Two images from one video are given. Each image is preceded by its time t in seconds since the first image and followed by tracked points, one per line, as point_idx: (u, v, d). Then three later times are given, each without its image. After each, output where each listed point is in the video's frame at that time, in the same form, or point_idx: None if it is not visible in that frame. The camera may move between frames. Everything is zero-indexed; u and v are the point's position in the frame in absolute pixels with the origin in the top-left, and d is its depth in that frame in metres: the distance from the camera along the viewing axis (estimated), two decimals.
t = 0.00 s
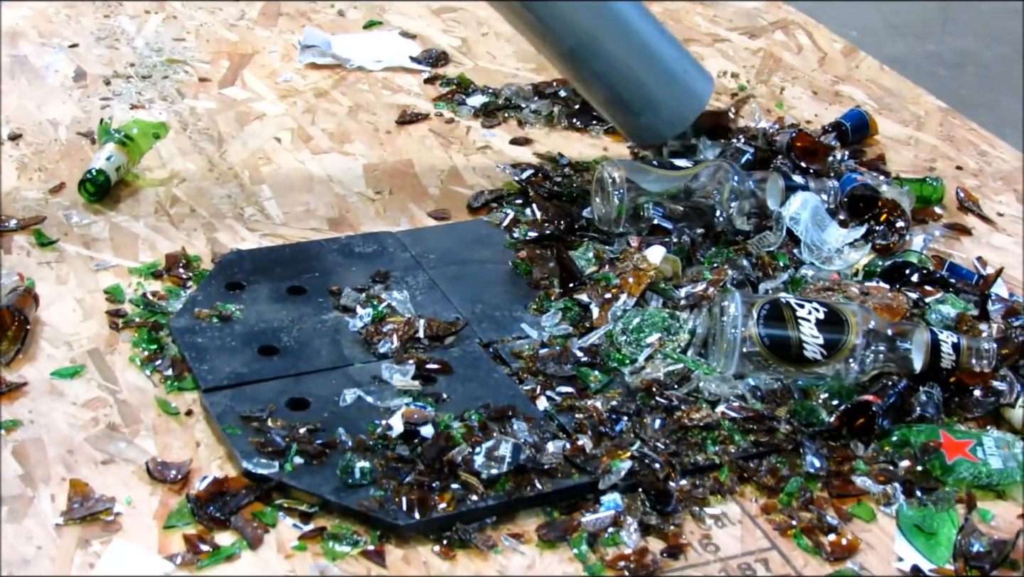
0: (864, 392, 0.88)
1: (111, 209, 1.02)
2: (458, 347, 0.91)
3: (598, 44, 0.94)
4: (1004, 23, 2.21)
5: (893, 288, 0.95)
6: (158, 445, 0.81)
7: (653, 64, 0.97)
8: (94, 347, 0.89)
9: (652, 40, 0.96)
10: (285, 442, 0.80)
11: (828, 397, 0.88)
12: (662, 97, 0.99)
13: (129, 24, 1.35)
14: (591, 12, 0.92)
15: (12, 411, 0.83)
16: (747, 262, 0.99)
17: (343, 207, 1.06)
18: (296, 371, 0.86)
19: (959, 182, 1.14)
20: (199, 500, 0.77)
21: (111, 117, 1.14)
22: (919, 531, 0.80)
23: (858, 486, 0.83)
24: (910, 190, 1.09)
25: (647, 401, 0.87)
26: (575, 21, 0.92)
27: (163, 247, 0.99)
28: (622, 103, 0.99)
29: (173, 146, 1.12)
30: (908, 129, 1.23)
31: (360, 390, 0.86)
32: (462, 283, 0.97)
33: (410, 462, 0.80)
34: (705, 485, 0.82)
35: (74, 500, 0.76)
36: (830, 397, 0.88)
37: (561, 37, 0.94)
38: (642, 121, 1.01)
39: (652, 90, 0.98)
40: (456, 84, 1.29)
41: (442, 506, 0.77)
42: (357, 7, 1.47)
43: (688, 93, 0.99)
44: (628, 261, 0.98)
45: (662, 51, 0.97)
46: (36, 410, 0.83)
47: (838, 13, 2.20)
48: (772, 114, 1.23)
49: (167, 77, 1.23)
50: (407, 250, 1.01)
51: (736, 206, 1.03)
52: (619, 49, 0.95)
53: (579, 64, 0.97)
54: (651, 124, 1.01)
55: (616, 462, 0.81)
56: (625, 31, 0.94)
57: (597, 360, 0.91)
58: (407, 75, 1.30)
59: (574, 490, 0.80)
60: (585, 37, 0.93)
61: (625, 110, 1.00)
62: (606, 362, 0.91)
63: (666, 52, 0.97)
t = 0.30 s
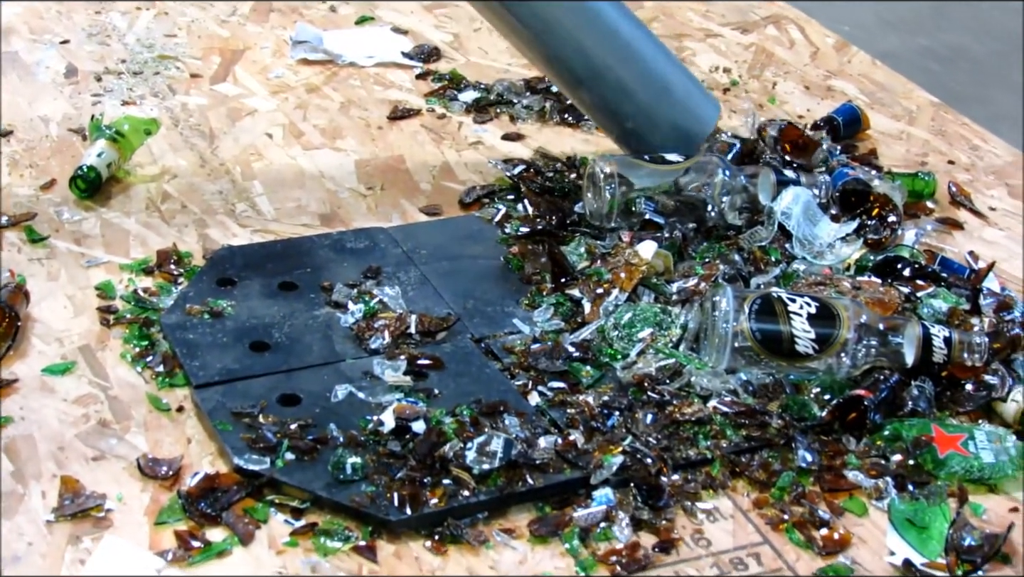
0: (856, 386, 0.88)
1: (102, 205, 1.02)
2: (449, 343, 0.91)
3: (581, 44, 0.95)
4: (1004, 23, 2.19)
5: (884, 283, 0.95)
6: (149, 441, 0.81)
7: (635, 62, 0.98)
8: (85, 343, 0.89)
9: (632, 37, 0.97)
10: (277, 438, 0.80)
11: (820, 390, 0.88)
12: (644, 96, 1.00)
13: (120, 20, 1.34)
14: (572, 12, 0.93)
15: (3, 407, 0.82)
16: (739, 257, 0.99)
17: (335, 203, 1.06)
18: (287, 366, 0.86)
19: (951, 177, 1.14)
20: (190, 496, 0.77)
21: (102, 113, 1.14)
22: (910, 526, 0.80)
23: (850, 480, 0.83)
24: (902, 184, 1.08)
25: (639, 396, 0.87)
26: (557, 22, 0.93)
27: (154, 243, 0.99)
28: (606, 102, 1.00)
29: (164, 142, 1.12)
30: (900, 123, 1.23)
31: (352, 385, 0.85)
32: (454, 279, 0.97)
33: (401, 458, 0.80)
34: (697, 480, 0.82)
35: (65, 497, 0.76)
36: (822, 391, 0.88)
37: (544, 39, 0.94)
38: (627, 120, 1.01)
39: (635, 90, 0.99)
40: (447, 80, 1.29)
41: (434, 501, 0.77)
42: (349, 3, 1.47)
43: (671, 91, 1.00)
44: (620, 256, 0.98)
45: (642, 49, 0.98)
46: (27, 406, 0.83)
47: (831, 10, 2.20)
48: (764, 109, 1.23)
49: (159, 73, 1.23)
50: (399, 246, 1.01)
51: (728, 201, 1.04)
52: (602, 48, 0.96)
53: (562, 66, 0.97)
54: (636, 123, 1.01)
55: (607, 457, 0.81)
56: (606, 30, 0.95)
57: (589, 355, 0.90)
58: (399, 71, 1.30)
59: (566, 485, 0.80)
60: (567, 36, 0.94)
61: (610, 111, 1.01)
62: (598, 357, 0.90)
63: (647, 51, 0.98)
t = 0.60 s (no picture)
0: (847, 383, 0.87)
1: (89, 205, 1.02)
2: (438, 342, 0.90)
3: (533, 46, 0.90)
4: (997, 24, 2.17)
5: (874, 279, 0.95)
6: (137, 443, 0.81)
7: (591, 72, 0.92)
8: (72, 345, 0.88)
9: (592, 45, 0.91)
10: (265, 440, 0.79)
11: (810, 388, 0.87)
12: (599, 107, 0.94)
13: (108, 19, 1.34)
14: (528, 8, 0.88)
15: None
16: (728, 255, 0.98)
17: (323, 202, 1.06)
18: (275, 367, 0.86)
19: (941, 173, 1.13)
20: (178, 498, 0.76)
21: (89, 113, 1.14)
22: (902, 523, 0.80)
23: (840, 479, 0.83)
24: (891, 181, 1.08)
25: (628, 395, 0.87)
26: (510, 17, 0.88)
27: (141, 243, 0.98)
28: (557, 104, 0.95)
29: (152, 141, 1.11)
30: (890, 120, 1.22)
31: (341, 386, 0.85)
32: (443, 278, 0.97)
33: (390, 459, 0.79)
34: (687, 479, 0.82)
35: (52, 500, 0.75)
36: (812, 389, 0.87)
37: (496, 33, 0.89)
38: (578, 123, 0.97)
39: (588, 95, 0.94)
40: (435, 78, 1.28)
41: (422, 503, 0.76)
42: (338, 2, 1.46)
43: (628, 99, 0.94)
44: (609, 254, 0.98)
45: (603, 57, 0.92)
46: (14, 408, 0.82)
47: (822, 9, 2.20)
48: (754, 106, 1.22)
49: (147, 72, 1.23)
50: (388, 245, 1.00)
51: (717, 198, 1.05)
52: (557, 51, 0.90)
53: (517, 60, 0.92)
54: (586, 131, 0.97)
55: (597, 457, 0.81)
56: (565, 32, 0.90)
57: (579, 353, 0.90)
58: (388, 69, 1.30)
59: (556, 485, 0.79)
60: (520, 36, 0.89)
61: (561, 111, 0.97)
62: (588, 356, 0.90)
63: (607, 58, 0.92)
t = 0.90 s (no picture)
0: (835, 389, 0.87)
1: (80, 218, 1.02)
2: (428, 352, 0.90)
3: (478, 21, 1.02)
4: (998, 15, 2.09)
5: (862, 285, 0.96)
6: (127, 455, 0.81)
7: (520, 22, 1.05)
8: (63, 357, 0.89)
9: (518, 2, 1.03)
10: (255, 450, 0.80)
11: (799, 395, 0.87)
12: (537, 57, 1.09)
13: (98, 32, 1.34)
14: None
15: None
16: (716, 261, 0.99)
17: (312, 212, 1.06)
18: (265, 378, 0.86)
19: (927, 179, 1.14)
20: (169, 509, 0.76)
21: (78, 126, 1.14)
22: (890, 528, 0.80)
23: (829, 484, 0.83)
24: (879, 187, 1.08)
25: (617, 402, 0.87)
26: None
27: (132, 255, 0.99)
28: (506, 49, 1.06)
29: (142, 153, 1.12)
30: (877, 126, 1.23)
31: (330, 396, 0.85)
32: (433, 287, 0.97)
33: (379, 468, 0.80)
34: (677, 485, 0.82)
35: (44, 511, 0.76)
36: (801, 395, 0.87)
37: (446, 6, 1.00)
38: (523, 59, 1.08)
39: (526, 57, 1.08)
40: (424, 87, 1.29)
41: (412, 511, 0.77)
42: (326, 12, 1.47)
43: (559, 68, 1.12)
44: (597, 263, 0.98)
45: (523, 12, 1.04)
46: (4, 419, 0.83)
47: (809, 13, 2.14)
48: (741, 114, 1.24)
49: (137, 85, 1.23)
50: (377, 255, 1.01)
51: (705, 205, 1.05)
52: (491, 15, 1.02)
53: (465, 41, 1.05)
54: (535, 50, 1.08)
55: (586, 464, 0.81)
56: None
57: (567, 361, 0.90)
58: (377, 80, 1.31)
59: (546, 492, 0.79)
60: (462, 7, 1.00)
61: (515, 53, 1.07)
62: (576, 364, 0.90)
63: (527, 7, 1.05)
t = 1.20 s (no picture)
0: (780, 374, 1.03)
1: (135, 230, 1.18)
2: (434, 343, 1.06)
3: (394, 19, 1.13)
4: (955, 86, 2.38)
5: (805, 285, 1.11)
6: (178, 433, 0.96)
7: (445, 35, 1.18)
8: (122, 349, 1.04)
9: (454, 32, 1.19)
10: (287, 427, 0.95)
11: (749, 378, 1.03)
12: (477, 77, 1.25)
13: (150, 70, 1.51)
14: None
15: (53, 405, 0.98)
16: (680, 265, 1.15)
17: (334, 224, 1.22)
18: (293, 366, 1.01)
19: (859, 194, 1.32)
20: (215, 478, 0.91)
21: (134, 151, 1.31)
22: (827, 491, 0.94)
23: (775, 455, 0.97)
24: (818, 202, 1.26)
25: (596, 385, 1.02)
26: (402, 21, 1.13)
27: (180, 261, 1.14)
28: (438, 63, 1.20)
29: (188, 174, 1.28)
30: (816, 149, 1.42)
31: (351, 381, 1.01)
32: (438, 289, 1.13)
33: (393, 442, 0.94)
34: (646, 456, 0.96)
35: (107, 480, 0.91)
36: (751, 378, 1.03)
37: None
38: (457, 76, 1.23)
39: (467, 79, 1.25)
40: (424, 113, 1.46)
41: (422, 479, 0.91)
42: (345, 51, 1.63)
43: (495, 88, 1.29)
44: (578, 266, 1.15)
45: (463, 43, 1.21)
46: (74, 402, 0.98)
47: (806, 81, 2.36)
48: (700, 139, 1.44)
49: (183, 116, 1.39)
50: (389, 260, 1.16)
51: (670, 216, 1.20)
52: (434, 46, 1.18)
53: (415, 70, 1.21)
54: (473, 74, 1.25)
55: (568, 438, 0.96)
56: (431, 26, 1.16)
57: (553, 351, 1.06)
58: (390, 110, 1.48)
59: (535, 462, 0.94)
60: (406, 39, 1.15)
61: (456, 78, 1.23)
62: (560, 353, 1.05)
63: (450, 22, 1.18)
